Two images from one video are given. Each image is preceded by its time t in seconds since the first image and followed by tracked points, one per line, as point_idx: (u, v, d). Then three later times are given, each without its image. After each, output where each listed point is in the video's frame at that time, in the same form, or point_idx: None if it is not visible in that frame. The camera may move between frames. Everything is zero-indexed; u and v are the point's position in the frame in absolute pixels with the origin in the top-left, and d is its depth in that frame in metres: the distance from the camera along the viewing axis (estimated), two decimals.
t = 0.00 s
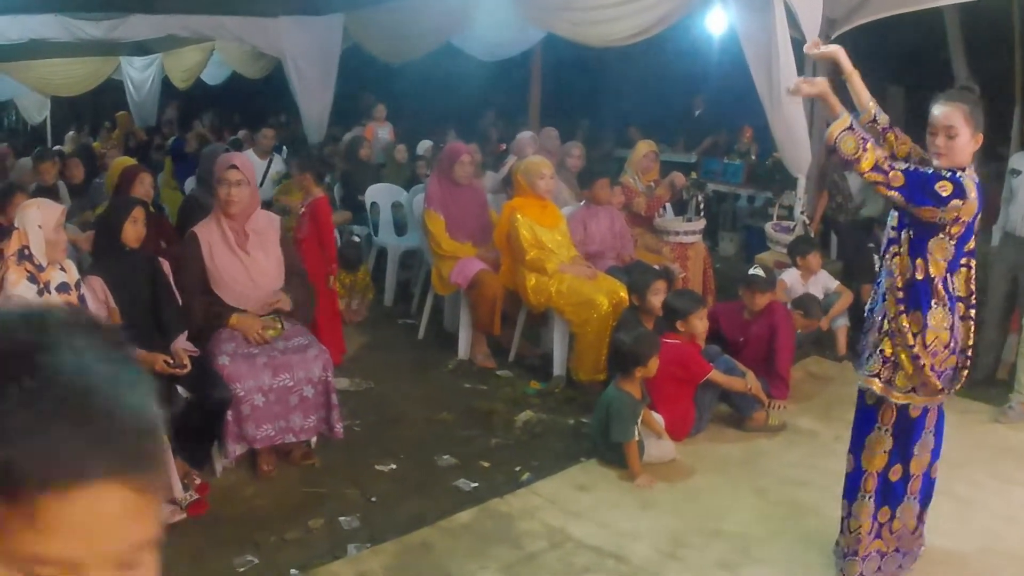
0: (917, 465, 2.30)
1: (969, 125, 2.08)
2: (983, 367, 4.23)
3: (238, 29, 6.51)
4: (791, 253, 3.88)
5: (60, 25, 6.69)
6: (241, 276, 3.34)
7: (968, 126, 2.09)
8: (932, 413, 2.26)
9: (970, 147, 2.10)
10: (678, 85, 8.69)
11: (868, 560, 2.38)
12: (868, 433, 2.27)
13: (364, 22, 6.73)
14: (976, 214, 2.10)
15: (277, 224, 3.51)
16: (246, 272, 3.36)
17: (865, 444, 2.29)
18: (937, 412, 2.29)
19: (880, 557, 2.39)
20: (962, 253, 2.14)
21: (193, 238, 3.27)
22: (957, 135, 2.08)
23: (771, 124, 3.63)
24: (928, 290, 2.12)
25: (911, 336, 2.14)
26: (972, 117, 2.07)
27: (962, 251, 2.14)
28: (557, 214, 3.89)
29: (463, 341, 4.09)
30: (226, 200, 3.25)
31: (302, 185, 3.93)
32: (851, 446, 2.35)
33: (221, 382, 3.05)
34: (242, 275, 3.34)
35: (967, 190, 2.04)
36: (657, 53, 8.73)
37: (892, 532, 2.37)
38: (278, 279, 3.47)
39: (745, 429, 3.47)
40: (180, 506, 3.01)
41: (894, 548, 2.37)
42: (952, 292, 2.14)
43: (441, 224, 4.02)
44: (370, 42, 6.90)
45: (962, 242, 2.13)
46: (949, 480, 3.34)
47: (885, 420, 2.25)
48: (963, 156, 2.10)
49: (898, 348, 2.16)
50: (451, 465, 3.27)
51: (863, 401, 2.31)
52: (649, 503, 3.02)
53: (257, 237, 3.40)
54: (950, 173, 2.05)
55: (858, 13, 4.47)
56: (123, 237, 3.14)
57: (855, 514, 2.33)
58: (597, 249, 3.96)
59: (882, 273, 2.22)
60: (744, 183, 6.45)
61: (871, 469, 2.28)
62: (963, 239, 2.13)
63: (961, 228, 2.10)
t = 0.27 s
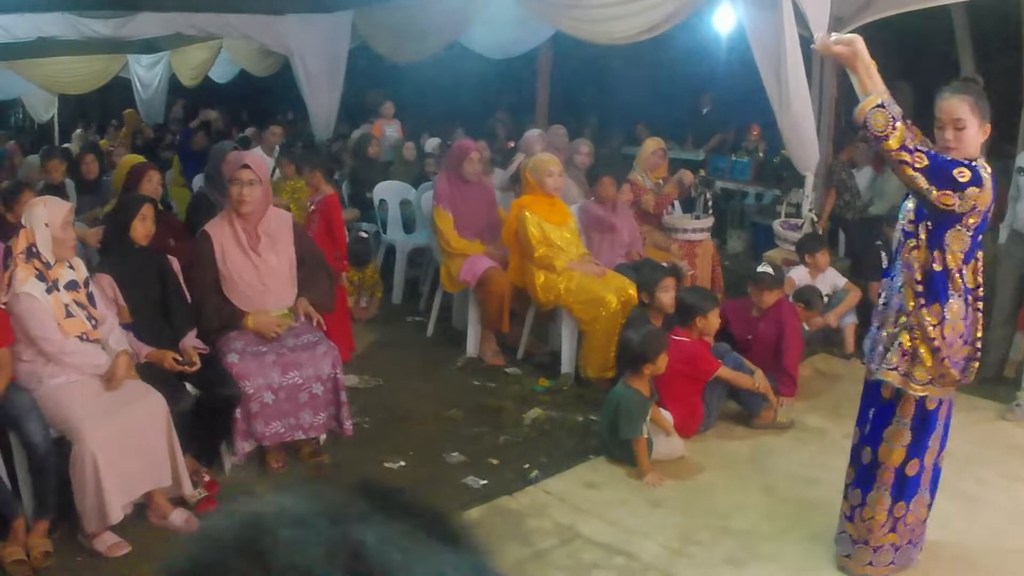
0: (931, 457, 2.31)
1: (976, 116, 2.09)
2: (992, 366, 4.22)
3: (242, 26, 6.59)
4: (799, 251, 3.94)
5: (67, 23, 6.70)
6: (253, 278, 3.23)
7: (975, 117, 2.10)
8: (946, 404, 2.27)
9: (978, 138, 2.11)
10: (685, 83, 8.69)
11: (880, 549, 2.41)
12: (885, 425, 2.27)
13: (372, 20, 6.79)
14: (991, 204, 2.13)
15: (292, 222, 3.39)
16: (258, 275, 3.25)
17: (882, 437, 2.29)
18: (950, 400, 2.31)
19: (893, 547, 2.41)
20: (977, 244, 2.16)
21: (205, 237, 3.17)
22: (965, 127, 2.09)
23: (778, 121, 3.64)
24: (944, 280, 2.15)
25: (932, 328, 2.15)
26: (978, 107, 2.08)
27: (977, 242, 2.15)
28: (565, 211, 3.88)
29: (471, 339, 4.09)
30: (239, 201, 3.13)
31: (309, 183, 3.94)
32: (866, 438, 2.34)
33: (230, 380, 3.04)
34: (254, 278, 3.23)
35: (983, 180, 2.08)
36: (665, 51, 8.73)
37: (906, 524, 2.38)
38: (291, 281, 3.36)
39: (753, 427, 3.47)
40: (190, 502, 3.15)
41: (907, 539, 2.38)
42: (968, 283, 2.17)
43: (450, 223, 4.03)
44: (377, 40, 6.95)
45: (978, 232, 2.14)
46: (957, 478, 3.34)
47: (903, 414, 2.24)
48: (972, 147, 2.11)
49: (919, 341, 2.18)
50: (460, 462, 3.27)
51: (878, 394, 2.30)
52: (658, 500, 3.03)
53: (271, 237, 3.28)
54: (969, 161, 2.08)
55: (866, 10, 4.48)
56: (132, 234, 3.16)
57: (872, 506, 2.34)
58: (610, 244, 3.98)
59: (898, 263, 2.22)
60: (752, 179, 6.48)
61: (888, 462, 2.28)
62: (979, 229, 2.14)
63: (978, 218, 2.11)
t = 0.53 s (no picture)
0: (954, 454, 2.31)
1: (988, 115, 2.07)
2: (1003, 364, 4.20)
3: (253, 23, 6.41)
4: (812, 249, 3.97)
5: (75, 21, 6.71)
6: (266, 279, 3.20)
7: (987, 117, 2.09)
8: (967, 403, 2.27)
9: (991, 137, 2.10)
10: (697, 81, 8.68)
11: (907, 549, 2.42)
12: (910, 429, 2.26)
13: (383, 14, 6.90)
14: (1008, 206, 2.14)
15: (304, 221, 3.37)
16: (270, 275, 3.20)
17: (908, 439, 2.28)
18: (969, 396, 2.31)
19: (918, 545, 2.42)
20: (994, 244, 2.17)
21: (218, 236, 3.16)
22: (978, 129, 2.08)
23: (788, 120, 3.65)
24: (968, 283, 2.14)
25: (955, 331, 2.16)
26: (988, 107, 2.07)
27: (994, 243, 2.16)
28: (576, 208, 3.87)
29: (482, 336, 4.11)
30: (251, 198, 3.11)
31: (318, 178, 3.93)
32: (890, 442, 2.33)
33: (241, 377, 3.03)
34: (266, 278, 3.19)
35: (1005, 183, 2.07)
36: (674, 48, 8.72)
37: (930, 523, 2.39)
38: (303, 281, 3.31)
39: (764, 424, 3.47)
40: (201, 500, 3.15)
41: (930, 536, 2.40)
42: (986, 282, 2.18)
43: (461, 221, 4.02)
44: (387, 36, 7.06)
45: (996, 234, 2.15)
46: (968, 476, 3.33)
47: (929, 417, 2.24)
48: (986, 148, 2.10)
49: (943, 343, 2.18)
50: (471, 458, 3.29)
51: (902, 395, 2.29)
52: (669, 497, 3.02)
53: (282, 235, 3.25)
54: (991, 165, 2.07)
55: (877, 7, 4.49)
56: (142, 230, 3.14)
57: (899, 510, 2.34)
58: (622, 242, 3.96)
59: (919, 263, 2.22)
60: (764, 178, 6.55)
61: (915, 465, 2.27)
62: (998, 231, 2.14)
63: (998, 221, 2.12)
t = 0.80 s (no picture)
0: (973, 445, 2.34)
1: (1005, 110, 2.10)
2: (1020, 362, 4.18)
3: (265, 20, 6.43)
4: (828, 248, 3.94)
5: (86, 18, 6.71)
6: (280, 276, 3.19)
7: (1003, 111, 2.11)
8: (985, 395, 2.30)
9: (1008, 131, 2.12)
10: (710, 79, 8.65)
11: (925, 542, 2.43)
12: (935, 421, 2.28)
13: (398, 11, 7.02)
14: None
15: (319, 218, 3.36)
16: (284, 272, 3.19)
17: (932, 431, 2.29)
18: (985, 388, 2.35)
19: (935, 539, 2.44)
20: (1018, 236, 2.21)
21: (231, 233, 3.14)
22: (995, 123, 2.10)
23: (802, 114, 3.65)
24: (997, 274, 2.17)
25: (989, 324, 2.17)
26: (1006, 102, 2.10)
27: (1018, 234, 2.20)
28: (590, 206, 3.87)
29: (496, 334, 4.10)
30: (264, 195, 3.10)
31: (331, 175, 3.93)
32: (912, 434, 2.35)
33: (254, 374, 3.03)
34: (280, 274, 3.19)
35: None
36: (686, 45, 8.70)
37: (948, 516, 2.41)
38: (317, 277, 3.31)
39: (778, 421, 3.46)
40: (215, 497, 3.16)
41: (947, 530, 2.42)
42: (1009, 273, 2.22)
43: (475, 217, 4.01)
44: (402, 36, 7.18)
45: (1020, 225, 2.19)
46: (985, 474, 3.31)
47: (954, 408, 2.25)
48: (1003, 143, 2.12)
49: (974, 338, 2.19)
50: (485, 456, 3.29)
51: (926, 389, 2.30)
52: (684, 495, 3.02)
53: (296, 232, 3.25)
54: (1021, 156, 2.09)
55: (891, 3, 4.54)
56: (156, 227, 3.14)
57: (922, 503, 2.35)
58: (636, 239, 3.95)
59: (946, 259, 2.21)
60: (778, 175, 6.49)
61: (938, 457, 2.29)
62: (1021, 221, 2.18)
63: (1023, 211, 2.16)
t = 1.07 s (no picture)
0: (988, 442, 2.37)
1: None
2: None
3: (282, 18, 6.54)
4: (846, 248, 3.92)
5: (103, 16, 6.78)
6: (297, 274, 3.18)
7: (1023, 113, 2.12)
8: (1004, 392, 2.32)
9: None
10: (727, 77, 8.65)
11: (944, 541, 2.44)
12: (959, 420, 2.28)
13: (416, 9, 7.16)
14: None
15: (337, 215, 3.34)
16: (301, 269, 3.19)
17: (955, 431, 2.29)
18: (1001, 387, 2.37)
19: (953, 536, 2.45)
20: None
21: (248, 231, 3.14)
22: (1017, 125, 2.10)
23: (817, 111, 3.67)
24: None
25: (1018, 326, 2.17)
26: None
27: None
28: (608, 203, 3.85)
29: (513, 330, 4.10)
30: (282, 193, 3.08)
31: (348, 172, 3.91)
32: (933, 434, 2.35)
33: (272, 371, 3.01)
34: (297, 272, 3.18)
35: None
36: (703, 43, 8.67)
37: (966, 513, 2.42)
38: (334, 275, 3.30)
39: (796, 419, 3.46)
40: (231, 495, 3.18)
41: (964, 527, 2.44)
42: None
43: (492, 215, 3.99)
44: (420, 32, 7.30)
45: None
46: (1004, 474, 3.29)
47: (978, 407, 2.26)
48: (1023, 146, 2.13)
49: (1004, 340, 2.19)
50: (503, 454, 3.29)
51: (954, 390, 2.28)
52: (701, 493, 3.01)
53: (313, 230, 3.24)
54: None
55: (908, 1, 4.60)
56: (174, 225, 3.14)
57: (944, 502, 2.35)
58: (653, 236, 3.93)
59: (974, 260, 2.21)
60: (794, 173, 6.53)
61: (962, 456, 2.29)
62: None
63: None
